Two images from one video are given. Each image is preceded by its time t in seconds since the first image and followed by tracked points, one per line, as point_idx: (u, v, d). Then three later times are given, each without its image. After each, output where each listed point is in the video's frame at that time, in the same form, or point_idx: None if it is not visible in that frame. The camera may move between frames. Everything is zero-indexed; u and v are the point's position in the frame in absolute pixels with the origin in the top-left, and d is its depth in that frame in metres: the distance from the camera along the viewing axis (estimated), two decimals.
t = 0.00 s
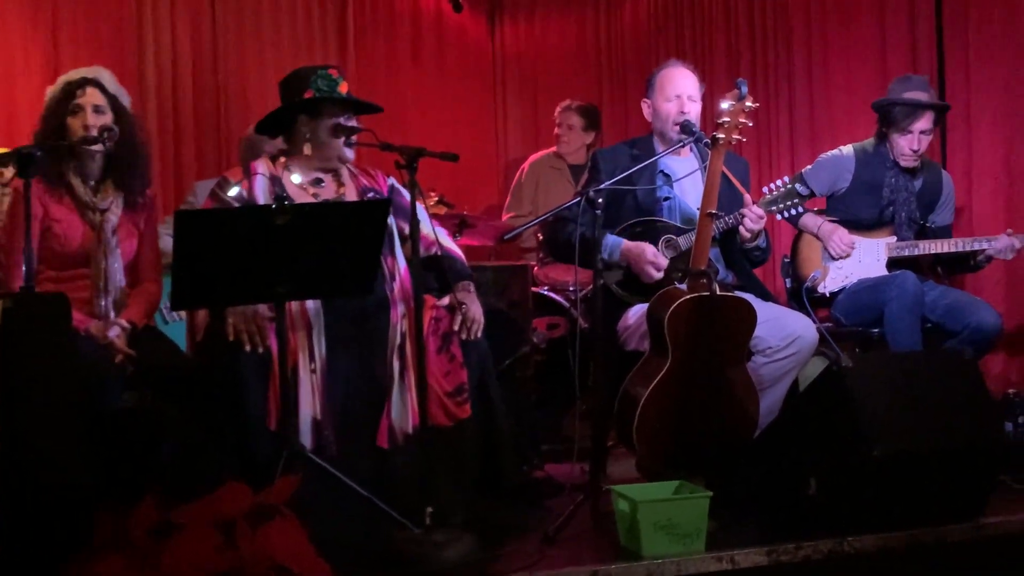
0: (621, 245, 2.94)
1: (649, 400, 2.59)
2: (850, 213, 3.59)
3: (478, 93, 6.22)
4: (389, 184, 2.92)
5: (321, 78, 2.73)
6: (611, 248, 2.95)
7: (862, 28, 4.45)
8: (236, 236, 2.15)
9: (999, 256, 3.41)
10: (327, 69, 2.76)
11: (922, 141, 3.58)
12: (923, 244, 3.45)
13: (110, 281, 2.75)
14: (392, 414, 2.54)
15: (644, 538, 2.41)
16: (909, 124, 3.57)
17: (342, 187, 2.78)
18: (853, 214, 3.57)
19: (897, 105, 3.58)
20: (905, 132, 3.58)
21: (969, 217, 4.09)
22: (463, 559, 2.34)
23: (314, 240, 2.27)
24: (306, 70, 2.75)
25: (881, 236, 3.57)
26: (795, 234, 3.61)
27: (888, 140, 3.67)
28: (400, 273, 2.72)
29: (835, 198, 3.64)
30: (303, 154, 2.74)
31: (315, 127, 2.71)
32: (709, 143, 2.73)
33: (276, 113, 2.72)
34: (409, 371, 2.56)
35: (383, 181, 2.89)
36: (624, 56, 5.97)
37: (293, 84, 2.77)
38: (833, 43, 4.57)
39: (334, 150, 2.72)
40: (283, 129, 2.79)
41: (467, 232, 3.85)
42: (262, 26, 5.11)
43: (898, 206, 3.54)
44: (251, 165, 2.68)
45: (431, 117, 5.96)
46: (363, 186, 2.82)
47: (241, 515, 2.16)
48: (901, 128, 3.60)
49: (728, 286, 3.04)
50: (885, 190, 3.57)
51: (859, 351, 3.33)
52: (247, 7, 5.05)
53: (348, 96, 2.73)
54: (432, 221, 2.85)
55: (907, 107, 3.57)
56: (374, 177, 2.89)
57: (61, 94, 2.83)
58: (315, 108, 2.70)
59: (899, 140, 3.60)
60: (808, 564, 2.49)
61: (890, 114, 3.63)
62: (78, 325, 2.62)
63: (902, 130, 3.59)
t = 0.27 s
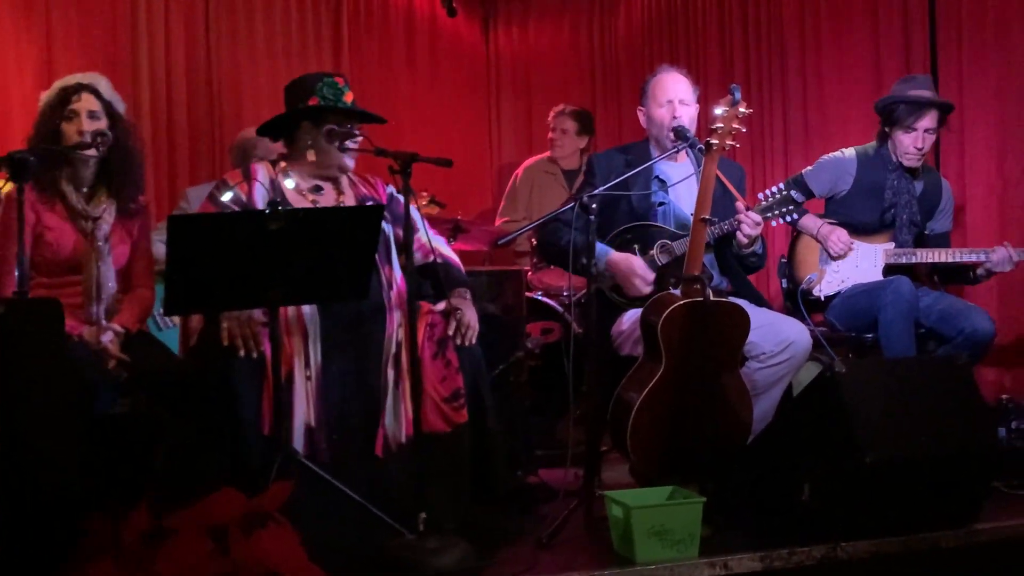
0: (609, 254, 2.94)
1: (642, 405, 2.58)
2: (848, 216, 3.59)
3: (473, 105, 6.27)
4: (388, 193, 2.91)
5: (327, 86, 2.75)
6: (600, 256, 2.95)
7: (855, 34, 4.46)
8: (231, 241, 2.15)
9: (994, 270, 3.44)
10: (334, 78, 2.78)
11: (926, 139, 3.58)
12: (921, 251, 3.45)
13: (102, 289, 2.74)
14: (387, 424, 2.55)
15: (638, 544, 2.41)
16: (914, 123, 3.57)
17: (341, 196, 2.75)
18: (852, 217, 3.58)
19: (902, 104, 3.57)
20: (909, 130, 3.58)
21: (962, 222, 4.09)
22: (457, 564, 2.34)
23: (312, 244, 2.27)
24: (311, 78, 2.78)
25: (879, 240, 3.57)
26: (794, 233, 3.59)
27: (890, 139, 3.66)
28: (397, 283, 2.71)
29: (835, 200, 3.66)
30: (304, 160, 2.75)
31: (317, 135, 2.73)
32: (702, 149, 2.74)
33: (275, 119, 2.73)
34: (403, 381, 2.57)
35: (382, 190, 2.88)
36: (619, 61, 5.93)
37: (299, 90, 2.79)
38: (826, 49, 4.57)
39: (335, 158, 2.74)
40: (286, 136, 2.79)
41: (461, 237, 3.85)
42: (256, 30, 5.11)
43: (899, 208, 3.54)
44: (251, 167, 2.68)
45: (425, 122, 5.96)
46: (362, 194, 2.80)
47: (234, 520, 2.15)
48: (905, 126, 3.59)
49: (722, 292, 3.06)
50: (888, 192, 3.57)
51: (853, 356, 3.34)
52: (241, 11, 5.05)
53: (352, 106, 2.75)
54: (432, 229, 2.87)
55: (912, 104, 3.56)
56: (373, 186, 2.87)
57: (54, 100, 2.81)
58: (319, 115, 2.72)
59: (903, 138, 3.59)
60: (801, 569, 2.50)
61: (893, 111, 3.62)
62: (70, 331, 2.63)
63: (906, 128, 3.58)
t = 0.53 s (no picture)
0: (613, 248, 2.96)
1: (641, 407, 2.58)
2: (852, 217, 3.60)
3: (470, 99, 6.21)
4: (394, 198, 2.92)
5: (334, 90, 2.75)
6: (603, 251, 2.98)
7: (854, 38, 4.46)
8: (230, 243, 2.15)
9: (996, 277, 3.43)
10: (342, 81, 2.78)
11: (941, 146, 3.60)
12: (924, 256, 3.44)
13: (97, 290, 2.72)
14: (387, 428, 2.56)
15: (637, 547, 2.41)
16: (932, 128, 3.57)
17: (345, 200, 2.76)
18: (856, 218, 3.58)
19: (922, 108, 3.57)
20: (926, 135, 3.58)
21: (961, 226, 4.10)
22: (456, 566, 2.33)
23: (313, 245, 2.27)
24: (319, 81, 2.78)
25: (883, 242, 3.57)
26: (797, 231, 3.60)
27: (904, 141, 3.67)
28: (400, 287, 2.72)
29: (839, 201, 3.68)
30: (309, 162, 2.74)
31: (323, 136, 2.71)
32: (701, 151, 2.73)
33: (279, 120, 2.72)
34: (405, 384, 2.57)
35: (388, 195, 2.89)
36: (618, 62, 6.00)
37: (305, 94, 2.79)
38: (824, 52, 4.58)
39: (340, 161, 2.72)
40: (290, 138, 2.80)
41: (460, 240, 3.85)
42: (255, 33, 5.12)
43: (908, 213, 3.54)
44: (256, 168, 2.69)
45: (424, 124, 5.97)
46: (367, 199, 2.81)
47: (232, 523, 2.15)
48: (922, 131, 3.59)
49: (721, 294, 3.04)
50: (896, 196, 3.57)
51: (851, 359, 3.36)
52: (240, 13, 5.05)
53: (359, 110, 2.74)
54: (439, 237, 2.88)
55: (932, 110, 3.56)
56: (378, 189, 2.89)
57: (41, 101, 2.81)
58: (325, 117, 2.72)
59: (919, 143, 3.60)
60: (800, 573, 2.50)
61: (910, 115, 3.62)
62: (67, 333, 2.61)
63: (923, 133, 3.59)
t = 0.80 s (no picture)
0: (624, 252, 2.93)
1: (645, 409, 2.58)
2: (862, 219, 3.61)
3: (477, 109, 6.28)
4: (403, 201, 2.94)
5: (348, 92, 2.74)
6: (613, 254, 2.95)
7: (858, 40, 4.46)
8: (234, 242, 2.15)
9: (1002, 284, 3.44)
10: (355, 83, 2.77)
11: (959, 156, 3.57)
12: (932, 261, 3.45)
13: (99, 289, 2.71)
14: (393, 433, 2.57)
15: (640, 548, 2.41)
16: (954, 138, 3.53)
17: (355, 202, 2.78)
18: (866, 221, 3.59)
19: (946, 118, 3.52)
20: (947, 145, 3.54)
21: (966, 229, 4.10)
22: (458, 567, 2.33)
23: (320, 245, 2.28)
24: (332, 83, 2.76)
25: (892, 245, 3.59)
26: (806, 229, 3.57)
27: (921, 146, 3.63)
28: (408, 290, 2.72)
29: (850, 202, 3.67)
30: (322, 163, 2.75)
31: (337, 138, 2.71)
32: (706, 154, 2.73)
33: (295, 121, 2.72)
34: (409, 388, 2.59)
35: (396, 199, 2.91)
36: (622, 65, 5.97)
37: (318, 97, 2.78)
38: (829, 55, 4.57)
39: (352, 164, 2.72)
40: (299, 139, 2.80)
41: (464, 241, 3.85)
42: (259, 33, 5.12)
43: (919, 219, 3.56)
44: (268, 166, 2.69)
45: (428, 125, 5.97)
46: (377, 203, 2.83)
47: (235, 523, 2.14)
48: (942, 140, 3.55)
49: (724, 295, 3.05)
50: (908, 202, 3.57)
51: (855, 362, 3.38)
52: (245, 14, 5.06)
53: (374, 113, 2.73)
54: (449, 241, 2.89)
55: (956, 121, 3.51)
56: (387, 194, 2.91)
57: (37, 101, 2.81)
58: (338, 118, 2.70)
59: (938, 152, 3.56)
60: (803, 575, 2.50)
61: (931, 121, 3.57)
62: (72, 333, 2.61)
63: (944, 143, 3.54)
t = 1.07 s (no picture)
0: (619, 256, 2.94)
1: (652, 410, 2.58)
2: (875, 219, 3.61)
3: (483, 105, 6.25)
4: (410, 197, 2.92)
5: (353, 92, 2.72)
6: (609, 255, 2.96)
7: (866, 42, 4.46)
8: (240, 242, 2.15)
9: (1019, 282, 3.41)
10: (360, 82, 2.75)
11: (967, 151, 3.56)
12: (948, 260, 3.44)
13: (109, 288, 2.73)
14: (396, 432, 2.56)
15: (646, 549, 2.41)
16: (961, 134, 3.53)
17: (362, 202, 2.76)
18: (880, 221, 3.59)
19: (951, 114, 3.52)
20: (954, 141, 3.54)
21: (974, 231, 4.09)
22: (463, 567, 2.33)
23: (326, 245, 2.28)
24: (338, 82, 2.75)
25: (907, 245, 3.56)
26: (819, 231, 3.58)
27: (929, 144, 3.63)
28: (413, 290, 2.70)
29: (862, 202, 3.67)
30: (328, 163, 2.74)
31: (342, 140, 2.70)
32: (713, 155, 2.72)
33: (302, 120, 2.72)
34: (413, 389, 2.57)
35: (403, 195, 2.88)
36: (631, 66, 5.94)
37: (324, 97, 2.77)
38: (838, 57, 4.57)
39: (357, 165, 2.71)
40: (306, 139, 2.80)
41: (472, 241, 3.86)
42: (267, 33, 5.13)
43: (932, 217, 3.54)
44: (274, 166, 2.71)
45: (435, 126, 5.98)
46: (383, 202, 2.80)
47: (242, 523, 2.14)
48: (949, 136, 3.54)
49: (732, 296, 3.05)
50: (920, 200, 3.57)
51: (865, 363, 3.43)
52: (253, 14, 5.07)
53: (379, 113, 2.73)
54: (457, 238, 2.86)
55: (961, 116, 3.51)
56: (395, 189, 2.88)
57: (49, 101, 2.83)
58: (345, 119, 2.71)
59: (945, 148, 3.55)
60: None
61: (937, 118, 3.56)
62: (80, 332, 2.63)
63: (950, 139, 3.54)
